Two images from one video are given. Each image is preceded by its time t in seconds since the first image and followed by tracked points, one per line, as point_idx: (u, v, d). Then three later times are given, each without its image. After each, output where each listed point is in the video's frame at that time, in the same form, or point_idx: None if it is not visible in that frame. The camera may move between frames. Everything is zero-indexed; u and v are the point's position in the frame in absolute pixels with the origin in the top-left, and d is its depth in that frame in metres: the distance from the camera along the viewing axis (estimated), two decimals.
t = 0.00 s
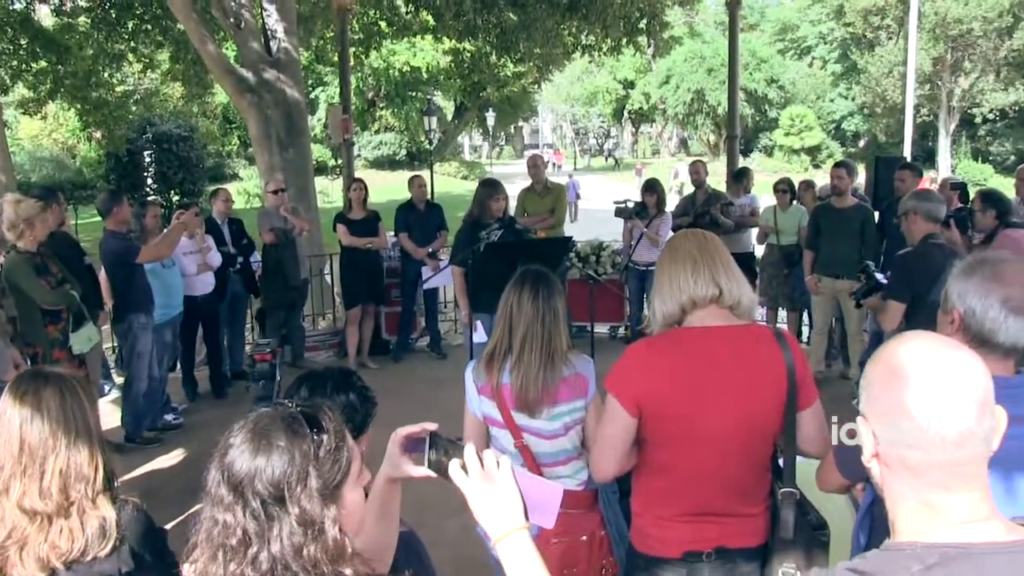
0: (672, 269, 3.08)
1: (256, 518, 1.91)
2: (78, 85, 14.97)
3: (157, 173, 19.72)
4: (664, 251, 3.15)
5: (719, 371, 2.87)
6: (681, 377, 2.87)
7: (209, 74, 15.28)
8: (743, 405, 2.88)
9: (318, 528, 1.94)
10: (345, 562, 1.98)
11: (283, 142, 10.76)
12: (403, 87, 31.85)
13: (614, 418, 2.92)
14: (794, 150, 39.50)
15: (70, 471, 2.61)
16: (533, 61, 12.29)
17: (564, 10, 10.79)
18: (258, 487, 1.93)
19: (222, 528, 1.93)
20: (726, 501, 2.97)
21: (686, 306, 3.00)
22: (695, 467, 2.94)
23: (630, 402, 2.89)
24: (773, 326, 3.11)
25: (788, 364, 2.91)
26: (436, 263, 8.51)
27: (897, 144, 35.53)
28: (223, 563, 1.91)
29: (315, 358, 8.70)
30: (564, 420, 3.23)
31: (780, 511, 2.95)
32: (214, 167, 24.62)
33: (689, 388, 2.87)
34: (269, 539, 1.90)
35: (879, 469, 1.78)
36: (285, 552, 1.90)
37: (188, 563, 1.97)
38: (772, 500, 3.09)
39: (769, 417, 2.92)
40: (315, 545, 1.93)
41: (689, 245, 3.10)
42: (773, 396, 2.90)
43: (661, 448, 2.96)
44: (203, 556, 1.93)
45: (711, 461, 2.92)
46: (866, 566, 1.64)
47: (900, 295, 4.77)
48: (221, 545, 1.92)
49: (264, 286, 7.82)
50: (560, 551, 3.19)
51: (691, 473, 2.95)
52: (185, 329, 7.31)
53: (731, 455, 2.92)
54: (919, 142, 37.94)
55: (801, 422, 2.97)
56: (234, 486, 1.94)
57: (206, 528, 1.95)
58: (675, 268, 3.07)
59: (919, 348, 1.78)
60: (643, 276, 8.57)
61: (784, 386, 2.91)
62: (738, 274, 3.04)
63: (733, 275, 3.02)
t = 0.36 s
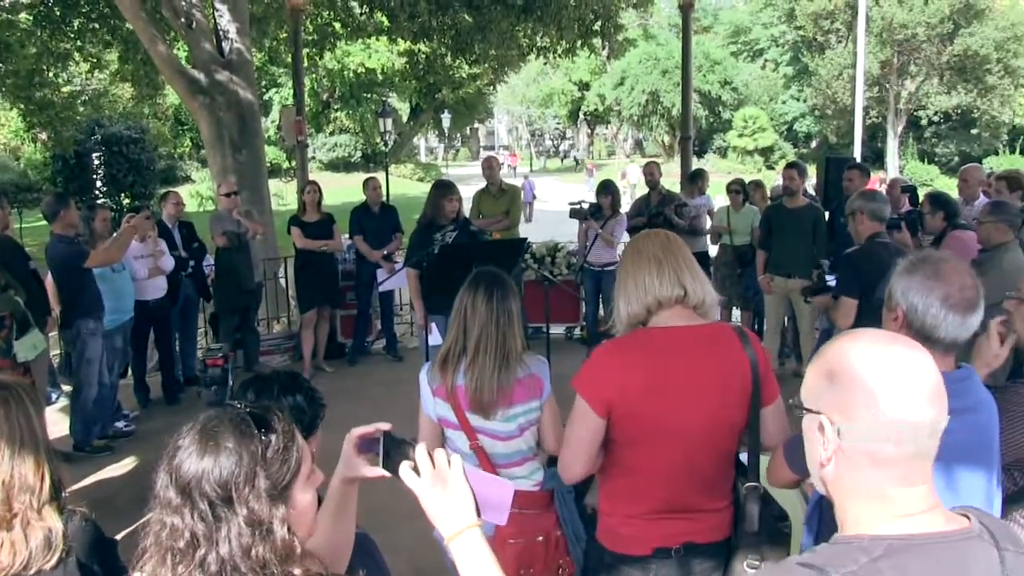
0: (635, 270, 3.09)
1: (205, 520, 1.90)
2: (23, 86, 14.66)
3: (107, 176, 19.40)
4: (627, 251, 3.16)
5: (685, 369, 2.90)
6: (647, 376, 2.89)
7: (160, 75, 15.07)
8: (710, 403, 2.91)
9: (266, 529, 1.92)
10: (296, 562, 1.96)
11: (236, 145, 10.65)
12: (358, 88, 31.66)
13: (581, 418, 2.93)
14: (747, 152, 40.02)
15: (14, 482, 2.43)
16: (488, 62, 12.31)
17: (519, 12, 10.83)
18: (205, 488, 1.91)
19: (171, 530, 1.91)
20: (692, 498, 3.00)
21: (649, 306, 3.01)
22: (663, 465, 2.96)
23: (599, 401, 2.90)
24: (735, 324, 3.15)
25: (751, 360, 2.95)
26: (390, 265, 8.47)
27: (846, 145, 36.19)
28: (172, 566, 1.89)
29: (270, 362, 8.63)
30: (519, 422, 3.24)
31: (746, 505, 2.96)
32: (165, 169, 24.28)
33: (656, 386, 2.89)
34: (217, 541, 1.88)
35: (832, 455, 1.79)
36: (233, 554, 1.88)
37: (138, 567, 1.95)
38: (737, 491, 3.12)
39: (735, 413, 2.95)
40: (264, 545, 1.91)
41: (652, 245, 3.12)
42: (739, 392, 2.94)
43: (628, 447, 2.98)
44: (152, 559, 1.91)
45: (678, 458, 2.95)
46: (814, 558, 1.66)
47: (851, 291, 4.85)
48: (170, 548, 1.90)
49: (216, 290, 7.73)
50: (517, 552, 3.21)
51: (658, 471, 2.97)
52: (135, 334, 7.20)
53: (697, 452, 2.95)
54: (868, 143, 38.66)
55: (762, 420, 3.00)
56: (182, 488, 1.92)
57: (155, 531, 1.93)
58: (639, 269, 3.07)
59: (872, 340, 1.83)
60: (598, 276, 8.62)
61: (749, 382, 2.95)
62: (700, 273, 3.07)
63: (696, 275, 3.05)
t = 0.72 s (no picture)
0: (601, 268, 3.09)
1: (157, 522, 1.88)
2: None
3: (52, 178, 19.03)
4: (590, 249, 3.17)
5: (657, 367, 2.92)
6: (622, 375, 2.90)
7: (108, 75, 14.83)
8: (683, 399, 2.94)
9: (221, 527, 1.91)
10: (252, 561, 1.95)
11: (186, 146, 10.54)
12: (309, 89, 31.40)
13: (558, 420, 2.92)
14: (699, 152, 40.50)
15: None
16: (440, 62, 12.31)
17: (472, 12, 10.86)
18: (158, 489, 1.89)
19: (122, 535, 1.88)
20: (668, 493, 3.02)
21: (616, 306, 3.02)
22: (637, 463, 2.97)
23: (575, 403, 2.90)
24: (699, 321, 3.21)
25: (720, 354, 3.00)
26: (342, 267, 8.43)
27: (796, 145, 36.81)
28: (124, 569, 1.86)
29: (222, 364, 8.56)
30: (471, 421, 3.25)
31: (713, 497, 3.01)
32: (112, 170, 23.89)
33: (631, 386, 2.91)
34: (170, 542, 1.87)
35: (802, 463, 1.87)
36: (188, 553, 1.86)
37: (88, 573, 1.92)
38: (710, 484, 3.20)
39: (708, 408, 2.99)
40: (219, 544, 1.89)
41: (616, 245, 3.13)
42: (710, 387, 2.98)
43: (604, 446, 2.99)
44: (102, 565, 1.88)
45: (652, 455, 2.97)
46: (770, 553, 1.77)
47: (796, 291, 4.95)
48: (121, 553, 1.88)
49: (166, 293, 7.63)
50: (472, 551, 3.19)
51: (633, 468, 2.98)
52: (83, 338, 7.08)
53: (671, 448, 2.97)
54: (818, 143, 39.32)
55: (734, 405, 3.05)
56: (133, 490, 1.90)
57: (105, 536, 1.90)
58: (605, 268, 3.08)
59: (817, 339, 1.91)
60: (551, 275, 8.61)
61: (719, 376, 3.00)
62: (663, 271, 3.09)
63: (660, 274, 3.07)
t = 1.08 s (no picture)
0: (548, 267, 3.12)
1: (115, 523, 1.86)
2: None
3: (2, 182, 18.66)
4: (540, 245, 3.19)
5: (597, 366, 2.95)
6: (562, 375, 2.92)
7: (57, 78, 14.58)
8: (623, 398, 2.97)
9: (181, 528, 1.90)
10: (212, 561, 1.94)
11: (141, 149, 10.40)
12: (266, 91, 31.10)
13: (496, 419, 2.95)
14: (658, 151, 40.81)
15: None
16: (398, 63, 12.28)
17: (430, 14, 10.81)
18: (116, 490, 1.88)
19: (79, 537, 1.86)
20: (609, 490, 3.05)
21: (558, 306, 3.05)
22: (576, 461, 3.00)
23: (512, 403, 2.92)
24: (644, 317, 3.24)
25: (661, 353, 3.04)
26: (302, 270, 8.38)
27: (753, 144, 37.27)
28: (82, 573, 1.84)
29: (181, 369, 8.48)
30: (431, 422, 3.26)
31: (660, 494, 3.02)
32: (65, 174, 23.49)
33: (571, 385, 2.93)
34: (129, 544, 1.85)
35: (766, 462, 1.91)
36: (147, 555, 1.84)
37: None
38: (656, 480, 3.19)
39: (647, 405, 3.02)
40: (179, 545, 1.89)
41: (567, 243, 3.15)
42: (651, 386, 3.01)
43: (543, 445, 3.01)
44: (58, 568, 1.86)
45: (592, 453, 2.99)
46: (729, 548, 1.83)
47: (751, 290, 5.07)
48: (78, 557, 1.85)
49: (122, 298, 7.53)
50: (433, 552, 3.23)
51: (574, 466, 3.01)
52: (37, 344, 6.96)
53: (611, 447, 3.00)
54: (775, 142, 39.80)
55: (678, 404, 3.11)
56: (90, 492, 1.88)
57: (62, 540, 1.88)
58: (552, 266, 3.11)
59: (771, 336, 1.94)
60: (510, 275, 8.75)
61: (660, 374, 3.03)
62: (611, 273, 3.12)
63: (607, 276, 3.10)
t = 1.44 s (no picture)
0: (506, 266, 3.13)
1: (69, 531, 1.83)
2: None
3: None
4: (500, 239, 3.19)
5: (545, 363, 2.97)
6: (510, 373, 2.95)
7: (9, 80, 14.35)
8: (570, 395, 3.00)
9: (137, 534, 1.88)
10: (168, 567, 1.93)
11: (99, 153, 10.28)
12: (227, 93, 30.83)
13: (438, 412, 2.98)
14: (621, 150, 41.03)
15: None
16: (359, 63, 12.24)
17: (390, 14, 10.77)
18: (70, 497, 1.85)
19: (33, 545, 1.83)
20: (559, 487, 3.07)
21: (510, 308, 3.07)
22: (525, 458, 3.02)
23: (456, 400, 2.95)
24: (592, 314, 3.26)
25: (608, 351, 3.08)
26: (265, 273, 8.34)
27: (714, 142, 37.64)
28: None
29: (142, 375, 8.40)
30: (394, 424, 3.25)
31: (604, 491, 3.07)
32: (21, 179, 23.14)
33: (520, 383, 2.95)
34: (83, 552, 1.82)
35: (727, 458, 1.93)
36: (102, 563, 1.82)
37: None
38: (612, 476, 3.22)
39: (595, 402, 3.04)
40: (135, 552, 1.87)
41: (525, 244, 3.15)
42: (598, 383, 3.04)
43: (491, 442, 3.04)
44: None
45: (540, 451, 3.01)
46: (690, 542, 1.84)
47: (713, 286, 5.16)
48: (32, 565, 1.82)
49: (81, 304, 7.44)
50: (398, 554, 3.21)
51: (525, 462, 3.02)
52: None
53: (561, 443, 3.02)
54: (737, 141, 40.17)
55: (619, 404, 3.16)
56: (44, 500, 1.85)
57: (15, 548, 1.85)
58: (509, 267, 3.12)
59: (730, 332, 1.96)
60: (474, 276, 8.82)
61: (608, 370, 3.07)
62: (568, 278, 3.14)
63: (563, 280, 3.11)
